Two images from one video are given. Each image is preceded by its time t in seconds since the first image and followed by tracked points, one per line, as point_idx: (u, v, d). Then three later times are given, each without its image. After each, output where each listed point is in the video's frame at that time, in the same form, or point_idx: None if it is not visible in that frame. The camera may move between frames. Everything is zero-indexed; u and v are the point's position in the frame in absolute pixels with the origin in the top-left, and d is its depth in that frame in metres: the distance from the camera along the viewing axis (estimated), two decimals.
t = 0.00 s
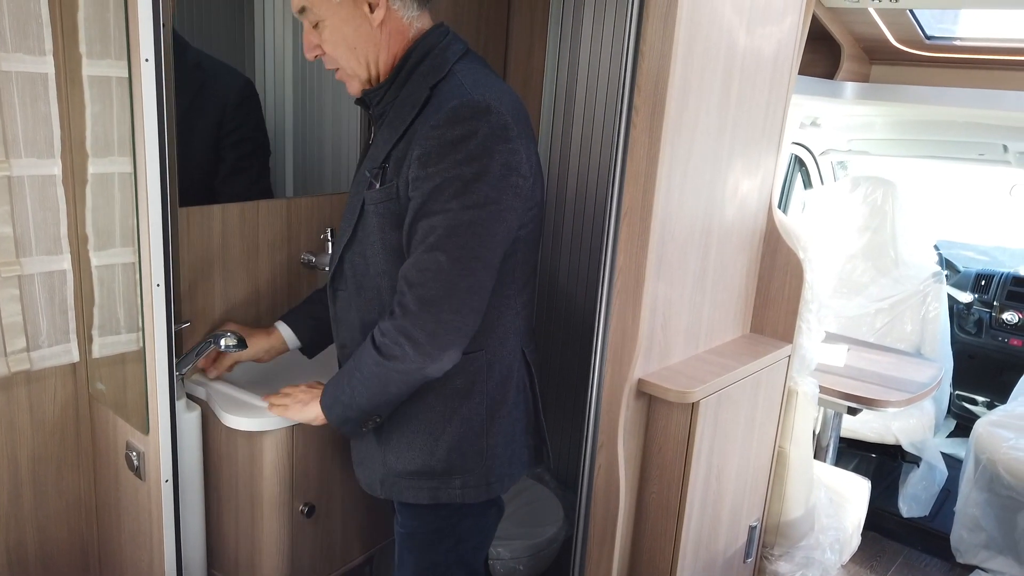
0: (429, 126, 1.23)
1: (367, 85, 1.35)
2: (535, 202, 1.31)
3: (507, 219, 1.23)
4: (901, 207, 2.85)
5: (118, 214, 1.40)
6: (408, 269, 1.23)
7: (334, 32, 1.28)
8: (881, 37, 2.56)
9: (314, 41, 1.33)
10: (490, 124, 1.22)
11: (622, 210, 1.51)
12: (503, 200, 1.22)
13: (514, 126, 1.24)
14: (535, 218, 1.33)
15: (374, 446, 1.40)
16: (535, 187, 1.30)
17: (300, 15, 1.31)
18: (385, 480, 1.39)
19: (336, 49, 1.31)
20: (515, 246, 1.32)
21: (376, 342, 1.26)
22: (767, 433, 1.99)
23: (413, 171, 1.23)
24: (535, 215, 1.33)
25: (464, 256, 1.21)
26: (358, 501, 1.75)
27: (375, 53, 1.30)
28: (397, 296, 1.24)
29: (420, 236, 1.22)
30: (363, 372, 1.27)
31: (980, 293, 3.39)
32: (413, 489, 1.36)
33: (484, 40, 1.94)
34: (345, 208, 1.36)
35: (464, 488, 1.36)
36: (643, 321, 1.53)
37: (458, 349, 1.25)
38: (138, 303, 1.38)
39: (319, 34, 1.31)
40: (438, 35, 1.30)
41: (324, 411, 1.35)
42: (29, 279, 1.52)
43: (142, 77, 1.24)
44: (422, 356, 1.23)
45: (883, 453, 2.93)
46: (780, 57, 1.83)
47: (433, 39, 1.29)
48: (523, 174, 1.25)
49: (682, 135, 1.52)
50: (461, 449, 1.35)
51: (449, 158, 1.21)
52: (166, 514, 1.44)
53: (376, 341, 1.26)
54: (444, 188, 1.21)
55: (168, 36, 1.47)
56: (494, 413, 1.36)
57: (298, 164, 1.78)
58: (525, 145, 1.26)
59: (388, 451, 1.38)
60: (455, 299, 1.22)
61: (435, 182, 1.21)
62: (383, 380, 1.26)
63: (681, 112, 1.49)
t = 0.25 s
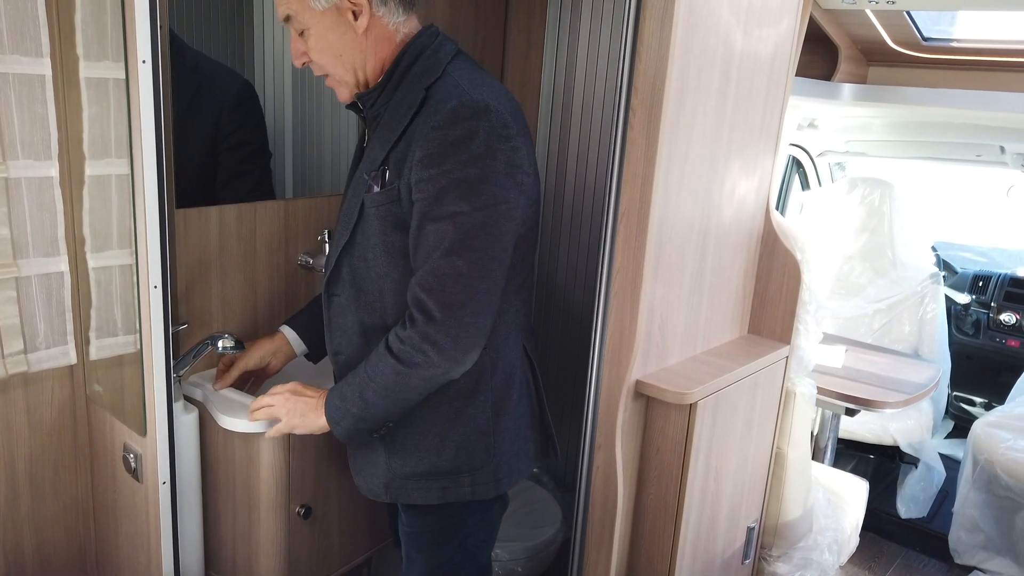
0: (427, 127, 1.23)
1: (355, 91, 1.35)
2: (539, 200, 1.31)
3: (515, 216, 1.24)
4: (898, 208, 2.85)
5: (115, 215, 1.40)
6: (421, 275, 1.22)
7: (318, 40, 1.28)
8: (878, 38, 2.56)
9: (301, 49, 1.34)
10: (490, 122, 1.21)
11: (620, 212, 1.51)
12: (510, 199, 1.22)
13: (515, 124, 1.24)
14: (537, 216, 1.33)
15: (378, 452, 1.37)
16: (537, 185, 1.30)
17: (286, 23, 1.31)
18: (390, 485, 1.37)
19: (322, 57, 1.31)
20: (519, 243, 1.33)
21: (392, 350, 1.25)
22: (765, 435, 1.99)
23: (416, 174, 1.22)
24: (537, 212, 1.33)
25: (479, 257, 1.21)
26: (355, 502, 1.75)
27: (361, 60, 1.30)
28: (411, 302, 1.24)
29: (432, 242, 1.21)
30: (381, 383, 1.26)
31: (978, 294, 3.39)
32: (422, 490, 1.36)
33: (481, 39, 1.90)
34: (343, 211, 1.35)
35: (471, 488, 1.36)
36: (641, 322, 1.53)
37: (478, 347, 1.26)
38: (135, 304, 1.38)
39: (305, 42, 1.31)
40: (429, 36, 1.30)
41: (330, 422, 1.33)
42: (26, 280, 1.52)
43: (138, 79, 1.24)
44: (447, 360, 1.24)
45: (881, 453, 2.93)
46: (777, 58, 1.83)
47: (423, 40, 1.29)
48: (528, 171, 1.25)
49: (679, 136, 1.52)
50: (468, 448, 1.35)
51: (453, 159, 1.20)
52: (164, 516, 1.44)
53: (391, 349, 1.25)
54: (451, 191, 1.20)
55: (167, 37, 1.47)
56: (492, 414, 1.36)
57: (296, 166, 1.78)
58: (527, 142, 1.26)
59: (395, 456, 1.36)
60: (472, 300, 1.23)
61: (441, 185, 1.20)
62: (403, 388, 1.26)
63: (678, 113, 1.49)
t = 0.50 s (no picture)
0: (435, 130, 1.23)
1: (363, 92, 1.35)
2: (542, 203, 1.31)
3: (518, 220, 1.24)
4: (896, 209, 2.85)
5: (113, 217, 1.40)
6: (423, 275, 1.22)
7: (324, 41, 1.28)
8: (876, 40, 2.57)
9: (308, 49, 1.34)
10: (497, 126, 1.21)
11: (619, 213, 1.51)
12: (516, 203, 1.23)
13: (522, 128, 1.24)
14: (541, 218, 1.33)
15: (381, 451, 1.37)
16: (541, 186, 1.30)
17: (293, 23, 1.32)
18: (394, 485, 1.37)
19: (328, 57, 1.31)
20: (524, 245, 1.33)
21: (391, 348, 1.25)
22: (764, 436, 1.99)
23: (423, 176, 1.22)
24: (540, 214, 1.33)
25: (481, 260, 1.21)
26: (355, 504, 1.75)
27: (367, 61, 1.30)
28: (412, 302, 1.23)
29: (435, 243, 1.21)
30: (378, 380, 1.26)
31: (976, 295, 3.40)
32: (425, 490, 1.35)
33: (479, 41, 1.92)
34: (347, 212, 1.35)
35: (474, 488, 1.36)
36: (640, 324, 1.53)
37: (476, 350, 1.26)
38: (133, 306, 1.37)
39: (312, 42, 1.31)
40: (436, 38, 1.30)
41: (327, 415, 1.32)
42: (24, 282, 1.52)
43: (137, 81, 1.24)
44: (444, 361, 1.24)
45: (880, 454, 2.93)
46: (776, 59, 1.83)
47: (430, 42, 1.29)
48: (533, 175, 1.25)
49: (678, 138, 1.52)
50: (471, 448, 1.35)
51: (460, 163, 1.20)
52: (161, 518, 1.44)
53: (391, 348, 1.25)
54: (457, 194, 1.20)
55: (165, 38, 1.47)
56: (492, 415, 1.36)
57: (300, 167, 1.79)
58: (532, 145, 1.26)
59: (397, 456, 1.36)
60: (473, 302, 1.23)
61: (447, 187, 1.20)
62: (400, 385, 1.25)
63: (677, 114, 1.50)
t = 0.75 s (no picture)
0: (438, 132, 1.23)
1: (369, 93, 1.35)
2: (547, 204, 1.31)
3: (520, 221, 1.23)
4: (896, 210, 2.85)
5: (113, 218, 1.40)
6: (424, 276, 1.22)
7: (331, 42, 1.29)
8: (875, 41, 2.57)
9: (314, 49, 1.34)
10: (499, 128, 1.21)
11: (620, 215, 1.51)
12: (517, 204, 1.22)
13: (524, 130, 1.24)
14: (544, 219, 1.33)
15: (386, 451, 1.37)
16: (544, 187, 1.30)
17: (300, 23, 1.32)
18: (399, 485, 1.37)
19: (335, 58, 1.31)
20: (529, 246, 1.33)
21: (392, 349, 1.25)
22: (764, 437, 1.99)
23: (425, 177, 1.22)
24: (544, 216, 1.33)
25: (482, 261, 1.21)
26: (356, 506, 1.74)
27: (372, 63, 1.30)
28: (414, 303, 1.23)
29: (437, 244, 1.21)
30: (380, 380, 1.26)
31: (975, 296, 3.40)
32: (431, 491, 1.35)
33: (479, 42, 1.89)
34: (352, 213, 1.35)
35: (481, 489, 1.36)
36: (640, 325, 1.53)
37: (476, 351, 1.25)
38: (134, 308, 1.37)
39: (319, 42, 1.31)
40: (440, 40, 1.30)
41: (330, 416, 1.32)
42: (24, 284, 1.52)
43: (137, 83, 1.24)
44: (444, 361, 1.23)
45: (880, 456, 2.93)
46: (776, 60, 1.83)
47: (433, 45, 1.29)
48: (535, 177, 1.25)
49: (678, 139, 1.52)
50: (477, 449, 1.35)
51: (463, 164, 1.20)
52: (162, 521, 1.44)
53: (392, 349, 1.25)
54: (459, 195, 1.20)
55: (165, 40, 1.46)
56: (495, 416, 1.36)
57: (303, 169, 1.80)
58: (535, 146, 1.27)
59: (402, 456, 1.36)
60: (473, 303, 1.22)
61: (449, 188, 1.20)
62: (401, 386, 1.25)
63: (678, 115, 1.50)
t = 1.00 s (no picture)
0: (448, 132, 1.24)
1: (377, 92, 1.35)
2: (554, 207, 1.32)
3: (526, 223, 1.24)
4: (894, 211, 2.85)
5: (113, 219, 1.40)
6: (431, 276, 1.22)
7: (344, 37, 1.28)
8: (874, 42, 2.57)
9: (325, 44, 1.33)
10: (509, 131, 1.22)
11: (619, 215, 1.52)
12: (526, 206, 1.23)
13: (533, 133, 1.25)
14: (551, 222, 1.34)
15: (385, 450, 1.37)
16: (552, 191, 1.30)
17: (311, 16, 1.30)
18: (398, 483, 1.37)
19: (347, 52, 1.30)
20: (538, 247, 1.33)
21: (397, 349, 1.25)
22: (763, 438, 1.99)
23: (435, 176, 1.22)
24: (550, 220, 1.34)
25: (489, 261, 1.21)
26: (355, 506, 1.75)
27: (385, 61, 1.30)
28: (420, 303, 1.24)
29: (444, 244, 1.21)
30: (384, 380, 1.26)
31: (974, 297, 3.40)
32: (430, 490, 1.35)
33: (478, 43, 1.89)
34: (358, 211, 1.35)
35: (480, 488, 1.36)
36: (639, 326, 1.54)
37: (481, 352, 1.26)
38: (133, 309, 1.37)
39: (330, 37, 1.30)
40: (451, 41, 1.30)
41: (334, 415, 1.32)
42: (23, 284, 1.52)
43: (137, 84, 1.24)
44: (449, 361, 1.23)
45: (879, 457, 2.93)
46: (774, 61, 1.83)
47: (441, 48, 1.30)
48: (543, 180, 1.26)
49: (677, 140, 1.52)
50: (476, 449, 1.35)
51: (472, 165, 1.21)
52: (161, 521, 1.44)
53: (397, 348, 1.25)
54: (467, 196, 1.20)
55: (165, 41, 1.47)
56: (495, 417, 1.36)
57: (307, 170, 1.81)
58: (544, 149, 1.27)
59: (402, 454, 1.36)
60: (479, 304, 1.22)
61: (458, 189, 1.21)
62: (405, 385, 1.25)
63: (677, 115, 1.50)
